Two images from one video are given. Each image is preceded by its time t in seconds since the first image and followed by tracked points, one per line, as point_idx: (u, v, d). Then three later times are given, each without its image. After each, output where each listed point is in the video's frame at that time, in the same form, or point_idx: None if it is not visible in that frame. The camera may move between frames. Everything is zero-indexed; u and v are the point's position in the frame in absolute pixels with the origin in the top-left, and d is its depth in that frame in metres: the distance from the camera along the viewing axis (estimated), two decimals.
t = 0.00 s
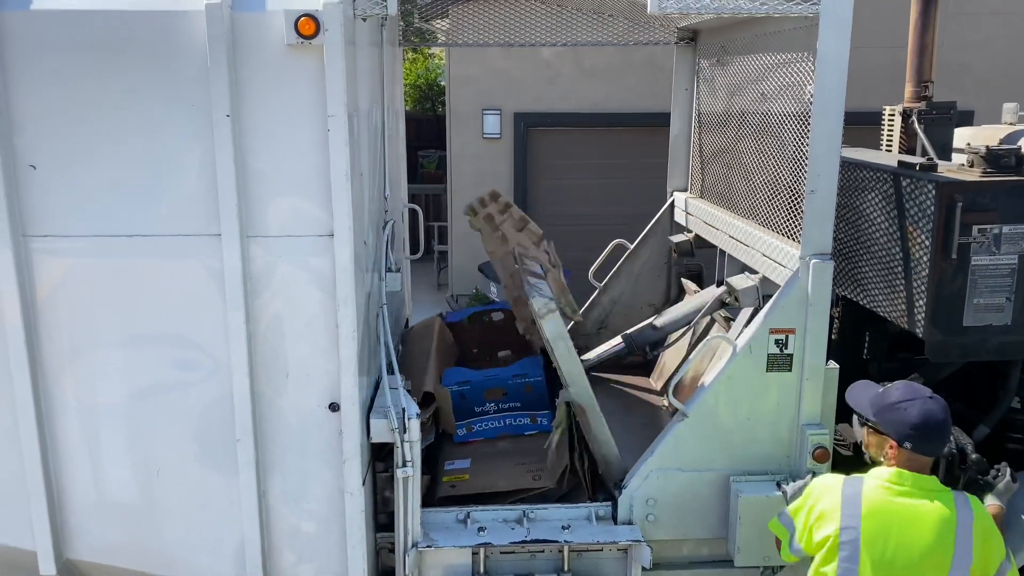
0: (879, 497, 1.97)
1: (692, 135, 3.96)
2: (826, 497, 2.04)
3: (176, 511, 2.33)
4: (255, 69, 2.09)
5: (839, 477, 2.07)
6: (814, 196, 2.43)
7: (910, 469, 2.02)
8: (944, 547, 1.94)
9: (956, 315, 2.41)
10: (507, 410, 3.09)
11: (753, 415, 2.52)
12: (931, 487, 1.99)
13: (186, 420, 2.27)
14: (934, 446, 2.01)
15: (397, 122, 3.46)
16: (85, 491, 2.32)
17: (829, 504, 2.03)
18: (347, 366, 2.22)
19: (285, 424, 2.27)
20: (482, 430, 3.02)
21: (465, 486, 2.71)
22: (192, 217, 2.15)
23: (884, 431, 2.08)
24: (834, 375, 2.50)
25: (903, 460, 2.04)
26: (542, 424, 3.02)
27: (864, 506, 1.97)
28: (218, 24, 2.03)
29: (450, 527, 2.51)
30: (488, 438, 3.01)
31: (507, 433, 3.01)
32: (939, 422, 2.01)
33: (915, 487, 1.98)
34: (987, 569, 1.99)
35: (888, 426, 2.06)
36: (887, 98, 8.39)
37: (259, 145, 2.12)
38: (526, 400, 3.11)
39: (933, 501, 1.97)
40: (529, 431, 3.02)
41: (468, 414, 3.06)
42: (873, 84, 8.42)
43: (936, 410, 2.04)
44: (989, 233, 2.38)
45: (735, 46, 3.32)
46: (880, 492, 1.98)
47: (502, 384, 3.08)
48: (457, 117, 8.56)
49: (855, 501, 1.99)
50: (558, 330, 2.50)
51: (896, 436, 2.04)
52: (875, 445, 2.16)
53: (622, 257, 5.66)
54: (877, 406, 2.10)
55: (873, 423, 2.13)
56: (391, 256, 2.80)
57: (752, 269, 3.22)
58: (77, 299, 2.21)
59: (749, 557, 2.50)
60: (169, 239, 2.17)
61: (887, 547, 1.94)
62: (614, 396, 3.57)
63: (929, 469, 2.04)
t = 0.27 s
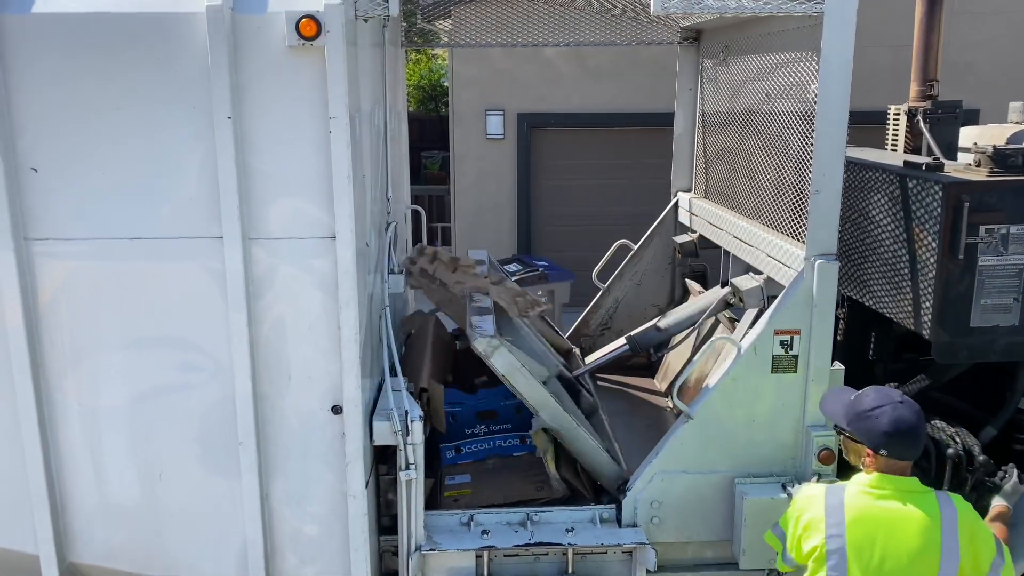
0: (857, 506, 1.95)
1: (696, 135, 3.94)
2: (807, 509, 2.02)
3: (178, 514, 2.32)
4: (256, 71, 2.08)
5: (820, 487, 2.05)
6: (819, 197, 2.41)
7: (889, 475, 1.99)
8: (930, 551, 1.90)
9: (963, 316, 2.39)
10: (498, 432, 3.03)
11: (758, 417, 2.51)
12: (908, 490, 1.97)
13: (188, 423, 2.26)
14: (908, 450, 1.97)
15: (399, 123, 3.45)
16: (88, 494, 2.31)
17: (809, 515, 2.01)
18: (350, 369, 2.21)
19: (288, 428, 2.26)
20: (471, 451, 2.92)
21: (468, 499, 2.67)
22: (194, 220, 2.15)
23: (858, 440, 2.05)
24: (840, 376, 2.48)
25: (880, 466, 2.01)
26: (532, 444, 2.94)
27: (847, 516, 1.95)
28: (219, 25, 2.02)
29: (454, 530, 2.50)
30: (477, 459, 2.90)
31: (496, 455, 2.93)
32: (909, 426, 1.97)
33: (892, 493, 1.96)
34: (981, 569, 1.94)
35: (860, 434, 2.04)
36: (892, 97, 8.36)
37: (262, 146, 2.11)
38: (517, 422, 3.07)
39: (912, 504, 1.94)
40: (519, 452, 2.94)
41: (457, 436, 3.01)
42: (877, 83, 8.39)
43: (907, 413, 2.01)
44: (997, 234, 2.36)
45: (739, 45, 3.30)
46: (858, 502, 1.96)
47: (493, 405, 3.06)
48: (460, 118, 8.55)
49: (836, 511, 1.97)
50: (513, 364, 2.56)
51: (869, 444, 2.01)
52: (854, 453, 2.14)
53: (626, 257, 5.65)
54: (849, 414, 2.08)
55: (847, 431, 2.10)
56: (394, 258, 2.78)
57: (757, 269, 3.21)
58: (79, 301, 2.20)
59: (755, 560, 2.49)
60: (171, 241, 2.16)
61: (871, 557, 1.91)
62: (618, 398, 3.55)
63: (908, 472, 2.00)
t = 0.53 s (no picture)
0: (845, 506, 1.94)
1: (698, 134, 3.93)
2: (796, 508, 2.01)
3: (180, 515, 2.32)
4: (256, 71, 2.07)
5: (810, 485, 2.03)
6: (822, 195, 2.40)
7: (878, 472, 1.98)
8: (920, 547, 1.89)
9: (966, 315, 2.38)
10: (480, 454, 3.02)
11: (761, 417, 2.50)
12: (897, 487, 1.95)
13: (189, 424, 2.26)
14: (896, 446, 1.97)
15: (401, 123, 3.45)
16: (90, 496, 2.31)
17: (798, 515, 2.00)
18: (352, 370, 2.21)
19: (289, 429, 2.26)
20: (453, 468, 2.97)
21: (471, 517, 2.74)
22: (195, 220, 2.14)
23: (847, 438, 2.04)
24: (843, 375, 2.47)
25: (870, 463, 2.00)
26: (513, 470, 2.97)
27: (836, 516, 1.94)
28: (219, 25, 2.01)
29: (456, 530, 2.50)
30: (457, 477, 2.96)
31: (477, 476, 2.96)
32: (897, 422, 1.97)
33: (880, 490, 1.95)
34: (975, 565, 1.91)
35: (848, 432, 2.03)
36: (895, 95, 8.34)
37: (262, 147, 2.11)
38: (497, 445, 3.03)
39: (901, 501, 1.92)
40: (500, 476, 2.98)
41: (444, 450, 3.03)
42: (880, 81, 8.37)
43: (895, 409, 2.00)
44: (1000, 231, 2.34)
45: (741, 43, 3.29)
46: (845, 501, 1.95)
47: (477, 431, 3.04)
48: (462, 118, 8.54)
49: (824, 511, 1.96)
50: (479, 406, 2.61)
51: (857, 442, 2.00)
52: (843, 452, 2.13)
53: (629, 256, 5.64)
54: (838, 413, 2.07)
55: (835, 430, 2.09)
56: (395, 258, 2.78)
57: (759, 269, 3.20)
58: (80, 302, 2.19)
59: (758, 560, 2.48)
60: (172, 242, 2.16)
61: (860, 555, 1.91)
62: (620, 398, 3.55)
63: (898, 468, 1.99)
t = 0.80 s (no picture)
0: (841, 505, 1.93)
1: (700, 132, 3.92)
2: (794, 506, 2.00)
3: (180, 515, 2.31)
4: (255, 70, 2.07)
5: (808, 482, 2.02)
6: (823, 193, 2.38)
7: (877, 469, 1.97)
8: (919, 544, 1.88)
9: (969, 313, 2.37)
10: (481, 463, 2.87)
11: (764, 416, 2.49)
12: (894, 484, 1.94)
13: (190, 424, 2.25)
14: (895, 442, 1.95)
15: (401, 122, 3.44)
16: (91, 497, 2.31)
17: (795, 513, 1.99)
18: (352, 370, 2.20)
19: (289, 429, 2.25)
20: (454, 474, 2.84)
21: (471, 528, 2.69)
22: (194, 220, 2.14)
23: (846, 435, 2.03)
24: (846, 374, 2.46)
25: (868, 461, 1.99)
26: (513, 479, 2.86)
27: (832, 514, 1.93)
28: (217, 25, 2.01)
29: (457, 530, 2.49)
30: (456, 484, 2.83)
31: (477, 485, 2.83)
32: (896, 418, 1.96)
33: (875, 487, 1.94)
34: (972, 562, 1.90)
35: (847, 429, 2.02)
36: (898, 93, 8.32)
37: (261, 147, 2.10)
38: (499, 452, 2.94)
39: (899, 498, 1.90)
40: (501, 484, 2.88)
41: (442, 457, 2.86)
42: (883, 78, 8.35)
43: (893, 405, 2.00)
44: (1004, 229, 2.32)
45: (743, 41, 3.28)
46: (841, 500, 1.93)
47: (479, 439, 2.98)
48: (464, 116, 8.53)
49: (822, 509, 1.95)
50: (459, 459, 2.59)
51: (856, 439, 1.99)
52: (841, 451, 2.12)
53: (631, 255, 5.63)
54: (836, 409, 2.07)
55: (834, 427, 2.08)
56: (396, 258, 2.77)
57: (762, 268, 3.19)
58: (79, 302, 2.19)
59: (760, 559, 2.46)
60: (171, 242, 2.15)
61: (858, 552, 1.90)
62: (622, 397, 3.54)
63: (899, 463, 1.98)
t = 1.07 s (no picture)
0: (843, 501, 1.93)
1: (701, 129, 3.91)
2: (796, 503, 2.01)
3: (181, 514, 2.31)
4: (255, 68, 2.06)
5: (811, 479, 2.03)
6: (824, 190, 2.38)
7: (880, 464, 1.98)
8: (922, 540, 1.88)
9: (971, 310, 2.36)
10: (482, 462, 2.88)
11: (765, 414, 2.49)
12: (897, 479, 1.94)
13: (190, 423, 2.26)
14: (897, 437, 1.96)
15: (402, 120, 3.44)
16: (92, 496, 2.31)
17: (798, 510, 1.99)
18: (352, 368, 2.20)
19: (290, 427, 2.25)
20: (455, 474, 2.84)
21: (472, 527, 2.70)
22: (194, 218, 2.13)
23: (849, 430, 2.04)
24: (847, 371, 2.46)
25: (871, 455, 2.00)
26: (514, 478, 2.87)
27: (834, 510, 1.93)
28: (217, 23, 2.01)
29: (458, 528, 2.49)
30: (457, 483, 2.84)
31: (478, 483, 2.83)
32: (898, 413, 1.97)
33: (878, 483, 1.94)
34: (975, 558, 1.90)
35: (850, 424, 2.03)
36: (900, 89, 8.31)
37: (261, 145, 2.10)
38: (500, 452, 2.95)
39: (902, 493, 1.90)
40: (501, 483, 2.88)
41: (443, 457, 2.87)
42: (885, 75, 8.33)
43: (895, 399, 2.00)
44: (1005, 226, 2.31)
45: (744, 39, 3.28)
46: (843, 496, 1.93)
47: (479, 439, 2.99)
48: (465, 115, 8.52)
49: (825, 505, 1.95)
50: (457, 465, 2.63)
51: (858, 433, 2.00)
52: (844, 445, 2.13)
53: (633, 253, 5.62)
54: (839, 404, 2.07)
55: (837, 422, 2.09)
56: (397, 256, 2.76)
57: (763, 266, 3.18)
58: (79, 301, 2.19)
59: (761, 557, 2.46)
60: (171, 241, 2.15)
61: (863, 547, 1.90)
62: (623, 395, 3.53)
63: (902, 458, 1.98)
